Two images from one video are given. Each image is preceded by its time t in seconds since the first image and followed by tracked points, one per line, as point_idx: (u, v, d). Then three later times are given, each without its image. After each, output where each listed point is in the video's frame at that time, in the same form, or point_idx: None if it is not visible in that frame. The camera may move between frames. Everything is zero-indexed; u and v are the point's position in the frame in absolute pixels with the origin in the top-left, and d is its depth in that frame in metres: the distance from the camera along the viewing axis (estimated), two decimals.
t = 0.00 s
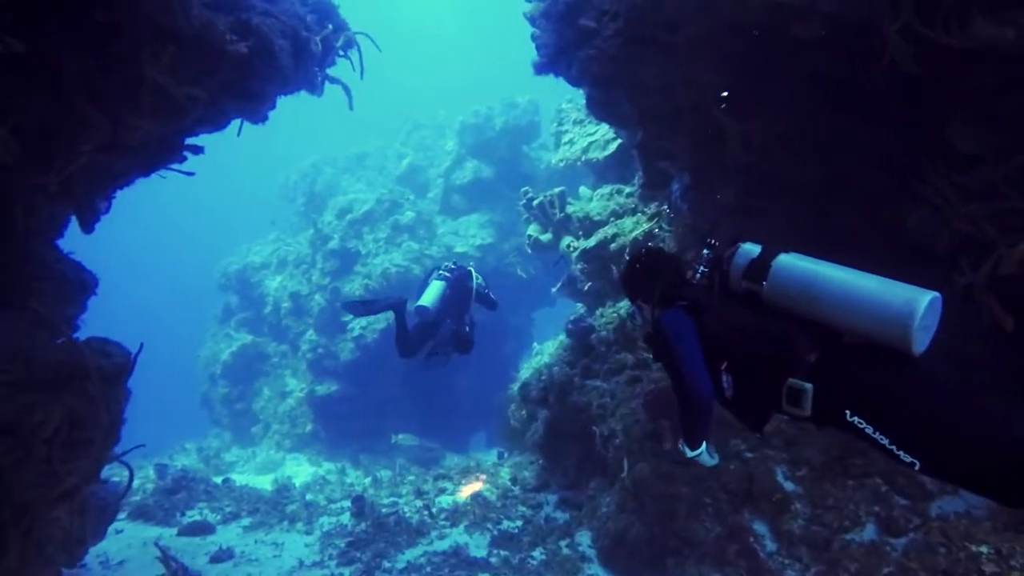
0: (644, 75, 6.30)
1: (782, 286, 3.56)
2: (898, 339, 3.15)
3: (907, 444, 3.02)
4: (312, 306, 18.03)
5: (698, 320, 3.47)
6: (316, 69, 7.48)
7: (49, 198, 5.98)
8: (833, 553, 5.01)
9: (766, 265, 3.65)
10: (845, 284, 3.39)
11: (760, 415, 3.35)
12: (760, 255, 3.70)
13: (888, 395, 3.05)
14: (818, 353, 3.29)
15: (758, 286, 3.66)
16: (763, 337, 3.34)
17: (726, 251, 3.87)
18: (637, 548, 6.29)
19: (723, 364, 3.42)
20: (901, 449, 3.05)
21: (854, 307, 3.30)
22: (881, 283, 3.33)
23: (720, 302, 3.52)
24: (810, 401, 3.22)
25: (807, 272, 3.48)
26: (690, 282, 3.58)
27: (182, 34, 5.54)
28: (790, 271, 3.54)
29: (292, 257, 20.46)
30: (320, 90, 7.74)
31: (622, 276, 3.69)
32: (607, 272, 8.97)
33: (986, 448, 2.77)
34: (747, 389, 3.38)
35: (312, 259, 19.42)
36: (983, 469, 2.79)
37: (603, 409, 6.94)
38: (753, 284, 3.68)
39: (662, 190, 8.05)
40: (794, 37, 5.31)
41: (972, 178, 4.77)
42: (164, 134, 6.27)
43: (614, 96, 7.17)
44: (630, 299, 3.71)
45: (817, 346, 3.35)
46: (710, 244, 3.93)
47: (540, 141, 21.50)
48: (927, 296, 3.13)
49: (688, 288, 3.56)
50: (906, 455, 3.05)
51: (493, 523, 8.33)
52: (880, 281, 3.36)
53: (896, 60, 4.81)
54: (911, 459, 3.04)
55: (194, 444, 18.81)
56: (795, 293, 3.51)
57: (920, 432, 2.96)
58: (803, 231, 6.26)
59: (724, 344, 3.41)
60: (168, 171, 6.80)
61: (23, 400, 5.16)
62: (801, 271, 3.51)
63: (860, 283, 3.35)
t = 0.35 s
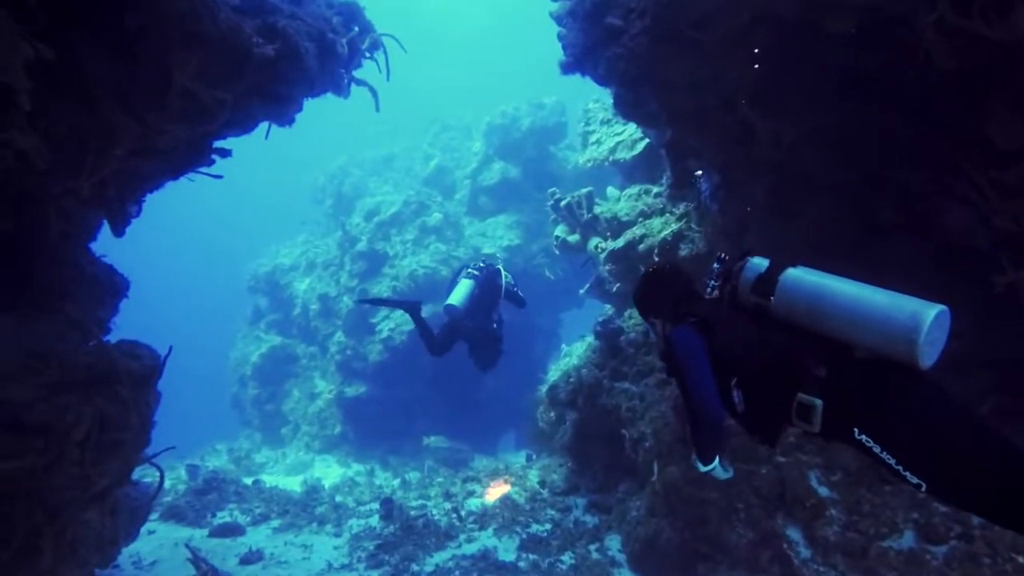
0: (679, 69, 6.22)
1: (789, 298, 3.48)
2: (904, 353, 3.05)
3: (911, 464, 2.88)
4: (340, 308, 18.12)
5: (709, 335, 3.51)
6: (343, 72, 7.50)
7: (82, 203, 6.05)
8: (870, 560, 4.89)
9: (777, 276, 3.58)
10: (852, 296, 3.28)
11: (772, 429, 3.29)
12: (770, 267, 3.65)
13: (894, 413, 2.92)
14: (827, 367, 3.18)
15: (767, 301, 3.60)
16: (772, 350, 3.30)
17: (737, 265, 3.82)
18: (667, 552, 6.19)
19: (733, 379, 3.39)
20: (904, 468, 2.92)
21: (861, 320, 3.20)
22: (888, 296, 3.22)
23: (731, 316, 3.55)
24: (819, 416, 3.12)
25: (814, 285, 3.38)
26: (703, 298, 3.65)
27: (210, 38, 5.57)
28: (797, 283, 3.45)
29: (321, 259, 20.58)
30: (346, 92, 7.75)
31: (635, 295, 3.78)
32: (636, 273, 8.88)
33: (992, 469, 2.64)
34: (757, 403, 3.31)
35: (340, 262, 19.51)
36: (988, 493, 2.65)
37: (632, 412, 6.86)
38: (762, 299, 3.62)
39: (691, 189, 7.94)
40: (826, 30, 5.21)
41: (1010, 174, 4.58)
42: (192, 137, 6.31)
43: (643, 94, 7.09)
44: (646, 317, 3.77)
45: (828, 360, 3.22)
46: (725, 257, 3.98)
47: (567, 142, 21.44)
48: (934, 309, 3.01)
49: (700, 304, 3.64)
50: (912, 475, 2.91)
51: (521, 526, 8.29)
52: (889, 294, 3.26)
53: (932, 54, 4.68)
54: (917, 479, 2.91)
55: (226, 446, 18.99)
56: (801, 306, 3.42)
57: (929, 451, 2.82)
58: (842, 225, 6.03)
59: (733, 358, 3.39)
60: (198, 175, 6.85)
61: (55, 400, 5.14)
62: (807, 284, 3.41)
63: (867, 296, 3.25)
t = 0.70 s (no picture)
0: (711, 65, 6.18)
1: (795, 307, 3.34)
2: (910, 357, 2.88)
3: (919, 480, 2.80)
4: (365, 312, 18.16)
5: (717, 349, 3.32)
6: (362, 77, 7.49)
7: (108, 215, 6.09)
8: (909, 561, 4.77)
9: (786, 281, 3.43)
10: (857, 302, 3.13)
11: (786, 443, 3.15)
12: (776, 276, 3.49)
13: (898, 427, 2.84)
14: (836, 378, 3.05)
15: (774, 313, 3.45)
16: (780, 362, 3.18)
17: (744, 277, 3.69)
18: (698, 553, 6.11)
19: (742, 393, 3.23)
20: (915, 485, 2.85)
21: (867, 326, 3.05)
22: (894, 300, 3.07)
23: (739, 328, 3.38)
24: (829, 429, 3.00)
25: (818, 293, 3.26)
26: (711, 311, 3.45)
27: (229, 47, 5.59)
28: (802, 292, 3.32)
29: (344, 264, 20.64)
30: (366, 97, 7.75)
31: (643, 308, 3.58)
32: (662, 271, 8.78)
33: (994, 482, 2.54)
34: (767, 417, 3.18)
35: (363, 266, 19.56)
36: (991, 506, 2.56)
37: (661, 412, 6.77)
38: (769, 310, 3.47)
39: (715, 185, 7.83)
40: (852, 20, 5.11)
41: None
42: (214, 146, 6.33)
43: (665, 89, 7.00)
44: (654, 334, 3.59)
45: (838, 371, 3.10)
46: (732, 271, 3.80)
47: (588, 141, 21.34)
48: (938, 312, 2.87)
49: (707, 317, 3.44)
50: (922, 493, 2.84)
51: (551, 529, 8.27)
52: (896, 299, 3.10)
53: (965, 42, 4.57)
54: (927, 496, 2.84)
55: (254, 451, 19.12)
56: (807, 315, 3.28)
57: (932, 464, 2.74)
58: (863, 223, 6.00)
59: (742, 371, 3.23)
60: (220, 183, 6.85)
61: (84, 413, 5.17)
62: (812, 292, 3.28)
63: (873, 301, 3.10)
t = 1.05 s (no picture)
0: (735, 56, 6.12)
1: (796, 320, 3.24)
2: (909, 373, 2.80)
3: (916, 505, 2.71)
4: (385, 316, 18.18)
5: (720, 364, 3.32)
6: (376, 81, 7.48)
7: (126, 224, 6.12)
8: (941, 562, 4.67)
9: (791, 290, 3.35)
10: (857, 315, 3.04)
11: (789, 457, 3.12)
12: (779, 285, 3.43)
13: (895, 446, 2.75)
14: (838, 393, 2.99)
15: (776, 326, 3.38)
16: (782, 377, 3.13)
17: (746, 290, 3.62)
18: (723, 555, 6.00)
19: (745, 408, 3.24)
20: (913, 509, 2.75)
21: (866, 340, 2.96)
22: (894, 313, 2.96)
23: (741, 341, 3.38)
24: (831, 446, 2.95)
25: (817, 305, 3.16)
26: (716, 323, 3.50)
27: (242, 55, 5.60)
28: (801, 304, 3.23)
29: (365, 268, 20.68)
30: (381, 101, 7.74)
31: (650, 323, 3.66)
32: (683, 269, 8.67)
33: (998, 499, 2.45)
34: (771, 432, 3.16)
35: (383, 270, 19.58)
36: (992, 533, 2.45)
37: (683, 413, 6.70)
38: (771, 323, 3.40)
39: (735, 181, 7.73)
40: (870, 10, 5.01)
41: None
42: (230, 154, 6.35)
43: (681, 84, 6.92)
44: (662, 347, 3.65)
45: (840, 386, 3.03)
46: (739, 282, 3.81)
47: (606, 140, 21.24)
48: (933, 325, 2.77)
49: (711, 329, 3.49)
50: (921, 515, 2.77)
51: (574, 532, 8.23)
52: (897, 311, 2.99)
53: (989, 31, 4.48)
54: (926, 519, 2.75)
55: (278, 456, 19.21)
56: (807, 329, 3.19)
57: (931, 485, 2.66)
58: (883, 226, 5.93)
59: (744, 385, 3.23)
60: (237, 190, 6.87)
61: (105, 423, 5.22)
62: (811, 304, 3.19)
63: (872, 315, 3.00)
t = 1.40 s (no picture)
0: (756, 52, 6.02)
1: (799, 345, 3.46)
2: (907, 401, 3.02)
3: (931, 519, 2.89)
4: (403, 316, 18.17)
5: (726, 388, 3.62)
6: (392, 80, 7.43)
7: (142, 226, 6.13)
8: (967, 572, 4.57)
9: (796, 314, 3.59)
10: (858, 343, 3.24)
11: (790, 481, 3.39)
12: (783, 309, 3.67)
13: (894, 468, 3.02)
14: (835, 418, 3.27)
15: (778, 352, 3.58)
16: (781, 403, 3.42)
17: (751, 313, 3.84)
18: (743, 561, 5.89)
19: (746, 431, 3.54)
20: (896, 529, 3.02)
21: (866, 368, 3.17)
22: (894, 341, 3.17)
23: (743, 366, 3.67)
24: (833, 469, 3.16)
25: (820, 332, 3.37)
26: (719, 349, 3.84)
27: (257, 56, 5.57)
28: (804, 330, 3.45)
29: (382, 268, 20.69)
30: (396, 101, 7.70)
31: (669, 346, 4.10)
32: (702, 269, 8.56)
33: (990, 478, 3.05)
34: (771, 454, 3.45)
35: (401, 270, 19.57)
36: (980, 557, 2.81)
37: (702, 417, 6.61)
38: (773, 349, 3.60)
39: (755, 181, 7.62)
40: (894, 7, 4.90)
41: None
42: (245, 155, 6.33)
43: (700, 82, 6.82)
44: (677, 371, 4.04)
45: (839, 412, 3.29)
46: (745, 305, 4.01)
47: (625, 139, 21.09)
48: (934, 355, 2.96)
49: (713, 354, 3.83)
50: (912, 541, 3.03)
51: (591, 535, 8.18)
52: (896, 338, 3.21)
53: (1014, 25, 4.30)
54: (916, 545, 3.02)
55: (297, 456, 19.28)
56: (809, 354, 3.40)
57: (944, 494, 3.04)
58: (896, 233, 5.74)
59: (745, 410, 3.53)
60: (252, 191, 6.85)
61: (120, 425, 5.19)
62: (815, 330, 3.40)
63: (874, 341, 3.20)
